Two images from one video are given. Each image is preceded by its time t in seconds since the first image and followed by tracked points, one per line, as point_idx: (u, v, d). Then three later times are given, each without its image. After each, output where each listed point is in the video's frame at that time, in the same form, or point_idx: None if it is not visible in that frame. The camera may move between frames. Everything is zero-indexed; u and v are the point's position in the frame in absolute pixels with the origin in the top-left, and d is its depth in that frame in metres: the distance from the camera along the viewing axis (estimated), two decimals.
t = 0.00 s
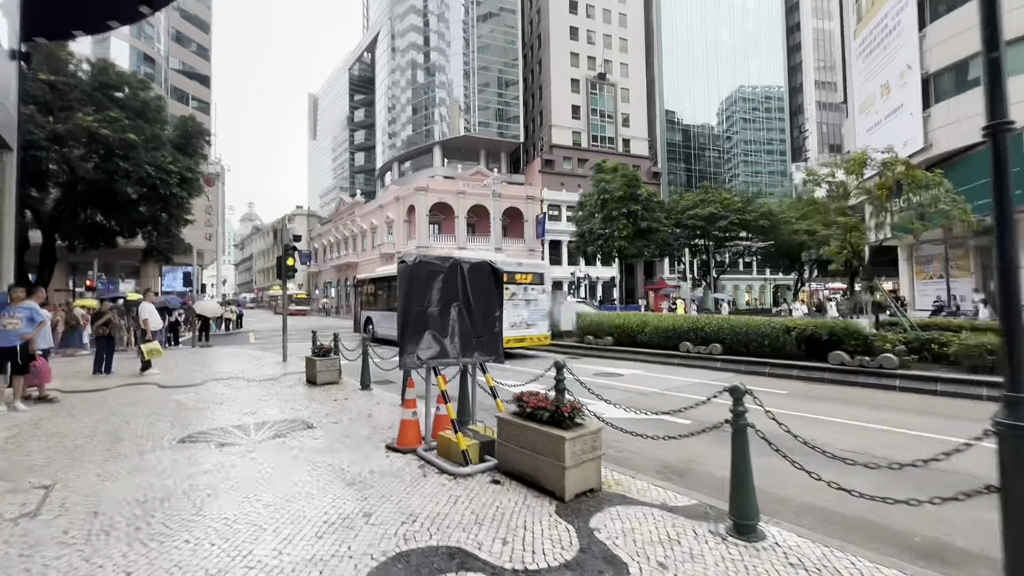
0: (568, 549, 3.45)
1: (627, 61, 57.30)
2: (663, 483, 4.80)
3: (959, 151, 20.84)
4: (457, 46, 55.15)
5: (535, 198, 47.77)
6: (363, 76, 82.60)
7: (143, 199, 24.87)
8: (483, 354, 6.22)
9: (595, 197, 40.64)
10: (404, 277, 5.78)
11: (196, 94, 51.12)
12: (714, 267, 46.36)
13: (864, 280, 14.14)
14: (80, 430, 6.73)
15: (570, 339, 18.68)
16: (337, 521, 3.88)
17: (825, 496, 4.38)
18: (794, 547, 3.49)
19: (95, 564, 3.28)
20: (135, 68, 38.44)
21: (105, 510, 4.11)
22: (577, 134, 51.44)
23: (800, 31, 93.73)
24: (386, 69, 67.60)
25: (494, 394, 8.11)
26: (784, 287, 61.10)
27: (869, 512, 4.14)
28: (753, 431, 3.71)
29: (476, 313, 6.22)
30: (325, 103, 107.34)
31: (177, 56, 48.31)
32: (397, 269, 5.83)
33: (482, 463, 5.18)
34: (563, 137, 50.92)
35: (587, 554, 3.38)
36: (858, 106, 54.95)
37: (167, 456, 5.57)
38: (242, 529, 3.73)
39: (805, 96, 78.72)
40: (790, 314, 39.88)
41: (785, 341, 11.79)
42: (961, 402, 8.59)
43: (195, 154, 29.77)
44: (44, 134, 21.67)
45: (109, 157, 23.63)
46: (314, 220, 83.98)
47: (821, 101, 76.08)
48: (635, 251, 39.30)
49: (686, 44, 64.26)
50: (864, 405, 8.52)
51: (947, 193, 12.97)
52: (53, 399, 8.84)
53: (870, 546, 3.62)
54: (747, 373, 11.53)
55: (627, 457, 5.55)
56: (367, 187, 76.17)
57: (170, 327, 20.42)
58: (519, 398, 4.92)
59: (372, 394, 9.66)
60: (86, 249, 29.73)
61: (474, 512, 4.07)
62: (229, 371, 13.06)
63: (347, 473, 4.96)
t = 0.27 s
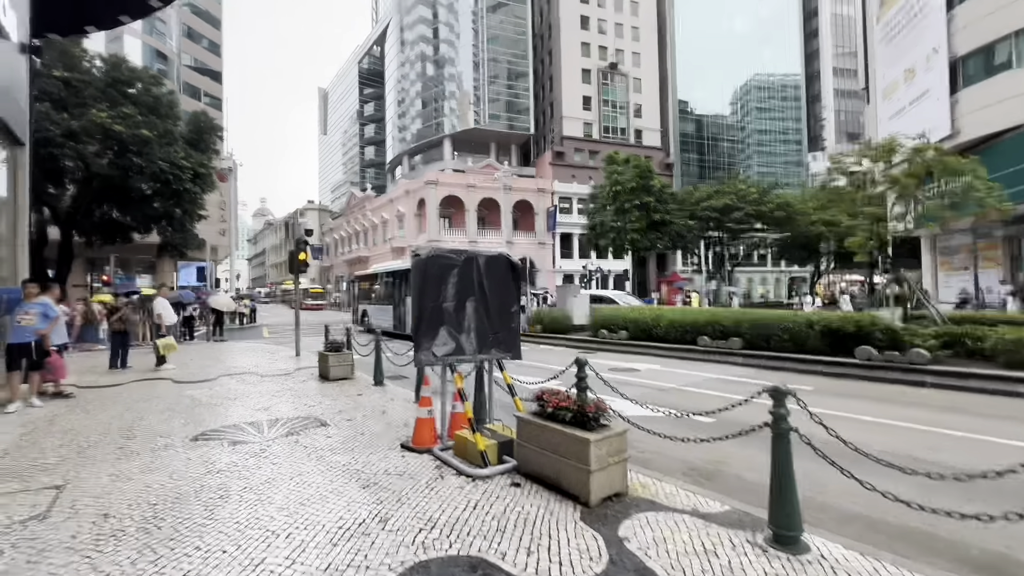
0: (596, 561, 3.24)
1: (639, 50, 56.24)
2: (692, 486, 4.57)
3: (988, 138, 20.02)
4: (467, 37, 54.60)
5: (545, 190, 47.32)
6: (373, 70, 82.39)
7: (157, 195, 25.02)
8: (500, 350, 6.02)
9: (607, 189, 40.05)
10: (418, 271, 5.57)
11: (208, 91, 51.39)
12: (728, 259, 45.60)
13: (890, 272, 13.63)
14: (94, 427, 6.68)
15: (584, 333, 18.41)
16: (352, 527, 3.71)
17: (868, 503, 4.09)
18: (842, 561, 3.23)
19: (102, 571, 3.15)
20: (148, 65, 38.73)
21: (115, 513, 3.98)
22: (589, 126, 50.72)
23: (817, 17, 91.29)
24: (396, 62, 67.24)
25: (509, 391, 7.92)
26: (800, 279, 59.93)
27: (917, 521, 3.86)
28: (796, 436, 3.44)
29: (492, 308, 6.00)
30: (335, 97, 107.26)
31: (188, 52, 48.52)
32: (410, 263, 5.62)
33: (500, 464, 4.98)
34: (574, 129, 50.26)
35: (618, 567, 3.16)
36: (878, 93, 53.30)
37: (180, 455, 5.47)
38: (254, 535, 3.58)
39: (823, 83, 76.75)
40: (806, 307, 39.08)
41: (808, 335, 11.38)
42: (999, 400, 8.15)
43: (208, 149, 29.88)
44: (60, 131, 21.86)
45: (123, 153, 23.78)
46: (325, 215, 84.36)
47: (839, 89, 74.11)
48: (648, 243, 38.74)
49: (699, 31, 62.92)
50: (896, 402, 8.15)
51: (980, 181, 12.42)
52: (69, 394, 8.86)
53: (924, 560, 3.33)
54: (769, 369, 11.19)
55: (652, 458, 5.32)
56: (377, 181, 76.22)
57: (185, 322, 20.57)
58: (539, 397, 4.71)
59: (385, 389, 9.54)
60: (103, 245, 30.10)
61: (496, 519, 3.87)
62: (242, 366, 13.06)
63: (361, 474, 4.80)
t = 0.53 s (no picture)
0: (637, 571, 3.00)
1: (653, 35, 54.96)
2: (729, 486, 4.33)
3: None
4: (478, 26, 53.91)
5: (558, 180, 46.78)
6: (384, 61, 82.04)
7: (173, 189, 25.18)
8: (522, 343, 5.78)
9: (622, 178, 39.36)
10: (438, 260, 5.34)
11: (221, 85, 51.66)
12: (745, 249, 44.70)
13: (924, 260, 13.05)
14: (113, 421, 6.63)
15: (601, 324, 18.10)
16: (374, 529, 3.53)
17: (929, 510, 3.79)
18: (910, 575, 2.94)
19: None
20: (162, 59, 38.98)
21: (131, 512, 3.85)
22: (602, 114, 49.87)
23: None
24: (407, 53, 66.79)
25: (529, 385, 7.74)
26: (818, 269, 58.58)
27: (983, 528, 3.56)
28: (855, 436, 3.14)
29: (514, 299, 5.76)
30: (347, 90, 107.16)
31: (202, 47, 48.70)
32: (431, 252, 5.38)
33: (525, 462, 4.77)
34: (587, 117, 49.49)
35: None
36: (903, 76, 51.44)
37: (197, 450, 5.35)
38: (272, 538, 3.42)
39: (844, 67, 74.44)
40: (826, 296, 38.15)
41: (838, 326, 10.93)
42: None
43: (222, 143, 29.99)
44: (78, 126, 22.03)
45: (139, 148, 23.95)
46: (338, 207, 84.71)
47: (861, 72, 71.75)
48: (664, 233, 38.07)
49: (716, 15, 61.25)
50: (936, 397, 7.74)
51: None
52: (89, 387, 8.87)
53: (998, 573, 3.03)
54: (796, 362, 10.79)
55: (682, 456, 5.10)
56: (389, 174, 76.22)
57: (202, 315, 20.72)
58: (566, 393, 4.49)
59: (402, 382, 9.40)
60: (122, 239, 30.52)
61: (525, 521, 3.66)
62: (259, 358, 13.05)
63: (382, 473, 4.61)
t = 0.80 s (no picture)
0: None
1: (669, 23, 53.76)
2: (779, 493, 4.03)
3: None
4: (491, 18, 53.37)
5: (573, 173, 46.25)
6: (397, 56, 81.93)
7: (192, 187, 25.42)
8: (551, 340, 5.53)
9: (639, 170, 38.63)
10: (464, 252, 5.11)
11: (238, 83, 52.12)
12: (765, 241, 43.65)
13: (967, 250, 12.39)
14: (137, 418, 6.59)
15: (621, 319, 17.79)
16: (405, 538, 3.34)
17: (1006, 523, 3.46)
18: None
19: None
20: (180, 59, 39.44)
21: (155, 516, 3.73)
22: (618, 105, 49.06)
23: None
24: (420, 48, 66.57)
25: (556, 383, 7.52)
26: (842, 261, 56.93)
27: None
28: (935, 443, 2.83)
29: (542, 292, 5.51)
30: (360, 86, 107.54)
31: (218, 46, 49.13)
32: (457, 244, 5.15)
33: (558, 464, 4.54)
34: (602, 109, 48.71)
35: None
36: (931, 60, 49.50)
37: (220, 450, 5.24)
38: (299, 547, 3.25)
39: (869, 51, 71.85)
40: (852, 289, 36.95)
41: (876, 319, 10.39)
42: None
43: (239, 141, 30.19)
44: (100, 126, 22.31)
45: (159, 147, 24.22)
46: (353, 204, 85.22)
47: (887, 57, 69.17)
48: (682, 225, 37.31)
49: None
50: (988, 394, 7.28)
51: None
52: (113, 384, 8.90)
53: None
54: (831, 358, 10.34)
55: (724, 458, 4.82)
56: (404, 169, 76.30)
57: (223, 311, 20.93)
58: (602, 392, 4.24)
59: (423, 378, 9.25)
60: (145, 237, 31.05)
61: (564, 530, 3.43)
62: (279, 354, 13.06)
63: (410, 475, 4.43)
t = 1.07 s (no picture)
0: None
1: (683, 13, 52.68)
2: (825, 502, 3.78)
3: None
4: (502, 11, 52.83)
5: (586, 167, 45.78)
6: (409, 53, 81.83)
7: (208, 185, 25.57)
8: (575, 338, 5.32)
9: (654, 162, 37.94)
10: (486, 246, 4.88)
11: (252, 82, 52.53)
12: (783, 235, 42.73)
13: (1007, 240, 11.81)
14: (155, 417, 6.54)
15: (638, 315, 17.48)
16: (430, 549, 3.17)
17: None
18: None
19: None
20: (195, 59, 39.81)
21: (173, 522, 3.62)
22: (631, 97, 48.22)
23: None
24: (431, 43, 66.31)
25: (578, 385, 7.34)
26: (863, 254, 55.43)
27: None
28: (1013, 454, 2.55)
29: (565, 289, 5.29)
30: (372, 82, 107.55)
31: (232, 45, 49.52)
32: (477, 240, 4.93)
33: (586, 469, 4.34)
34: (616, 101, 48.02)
35: None
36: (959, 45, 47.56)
37: (238, 451, 5.14)
38: (320, 557, 3.11)
39: (892, 37, 69.54)
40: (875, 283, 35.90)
41: (909, 314, 9.99)
42: None
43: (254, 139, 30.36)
44: (117, 126, 22.55)
45: (176, 146, 24.43)
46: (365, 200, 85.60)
47: (911, 43, 66.90)
48: (698, 219, 36.60)
49: None
50: None
51: None
52: (133, 382, 8.91)
53: None
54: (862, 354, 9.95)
55: (760, 463, 4.57)
56: (416, 165, 76.38)
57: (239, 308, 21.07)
58: (632, 393, 4.03)
59: (440, 377, 9.10)
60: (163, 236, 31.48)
61: (598, 542, 3.22)
62: (296, 351, 13.04)
63: (431, 481, 4.25)
